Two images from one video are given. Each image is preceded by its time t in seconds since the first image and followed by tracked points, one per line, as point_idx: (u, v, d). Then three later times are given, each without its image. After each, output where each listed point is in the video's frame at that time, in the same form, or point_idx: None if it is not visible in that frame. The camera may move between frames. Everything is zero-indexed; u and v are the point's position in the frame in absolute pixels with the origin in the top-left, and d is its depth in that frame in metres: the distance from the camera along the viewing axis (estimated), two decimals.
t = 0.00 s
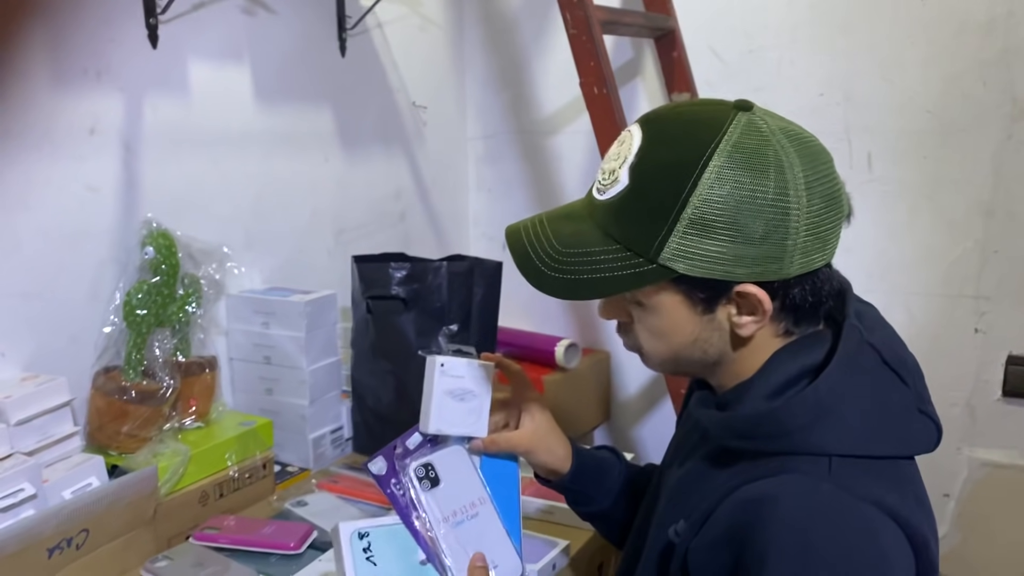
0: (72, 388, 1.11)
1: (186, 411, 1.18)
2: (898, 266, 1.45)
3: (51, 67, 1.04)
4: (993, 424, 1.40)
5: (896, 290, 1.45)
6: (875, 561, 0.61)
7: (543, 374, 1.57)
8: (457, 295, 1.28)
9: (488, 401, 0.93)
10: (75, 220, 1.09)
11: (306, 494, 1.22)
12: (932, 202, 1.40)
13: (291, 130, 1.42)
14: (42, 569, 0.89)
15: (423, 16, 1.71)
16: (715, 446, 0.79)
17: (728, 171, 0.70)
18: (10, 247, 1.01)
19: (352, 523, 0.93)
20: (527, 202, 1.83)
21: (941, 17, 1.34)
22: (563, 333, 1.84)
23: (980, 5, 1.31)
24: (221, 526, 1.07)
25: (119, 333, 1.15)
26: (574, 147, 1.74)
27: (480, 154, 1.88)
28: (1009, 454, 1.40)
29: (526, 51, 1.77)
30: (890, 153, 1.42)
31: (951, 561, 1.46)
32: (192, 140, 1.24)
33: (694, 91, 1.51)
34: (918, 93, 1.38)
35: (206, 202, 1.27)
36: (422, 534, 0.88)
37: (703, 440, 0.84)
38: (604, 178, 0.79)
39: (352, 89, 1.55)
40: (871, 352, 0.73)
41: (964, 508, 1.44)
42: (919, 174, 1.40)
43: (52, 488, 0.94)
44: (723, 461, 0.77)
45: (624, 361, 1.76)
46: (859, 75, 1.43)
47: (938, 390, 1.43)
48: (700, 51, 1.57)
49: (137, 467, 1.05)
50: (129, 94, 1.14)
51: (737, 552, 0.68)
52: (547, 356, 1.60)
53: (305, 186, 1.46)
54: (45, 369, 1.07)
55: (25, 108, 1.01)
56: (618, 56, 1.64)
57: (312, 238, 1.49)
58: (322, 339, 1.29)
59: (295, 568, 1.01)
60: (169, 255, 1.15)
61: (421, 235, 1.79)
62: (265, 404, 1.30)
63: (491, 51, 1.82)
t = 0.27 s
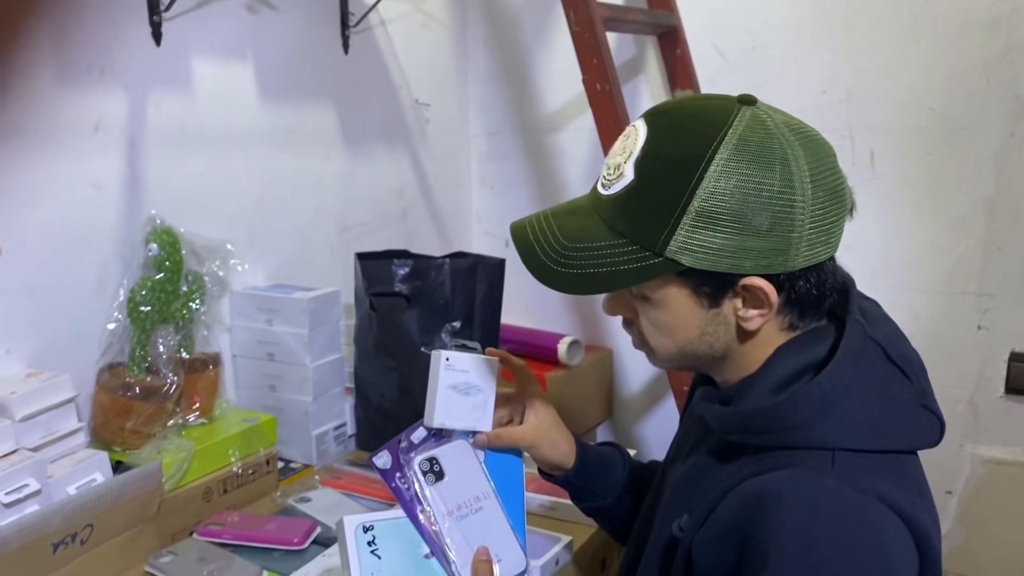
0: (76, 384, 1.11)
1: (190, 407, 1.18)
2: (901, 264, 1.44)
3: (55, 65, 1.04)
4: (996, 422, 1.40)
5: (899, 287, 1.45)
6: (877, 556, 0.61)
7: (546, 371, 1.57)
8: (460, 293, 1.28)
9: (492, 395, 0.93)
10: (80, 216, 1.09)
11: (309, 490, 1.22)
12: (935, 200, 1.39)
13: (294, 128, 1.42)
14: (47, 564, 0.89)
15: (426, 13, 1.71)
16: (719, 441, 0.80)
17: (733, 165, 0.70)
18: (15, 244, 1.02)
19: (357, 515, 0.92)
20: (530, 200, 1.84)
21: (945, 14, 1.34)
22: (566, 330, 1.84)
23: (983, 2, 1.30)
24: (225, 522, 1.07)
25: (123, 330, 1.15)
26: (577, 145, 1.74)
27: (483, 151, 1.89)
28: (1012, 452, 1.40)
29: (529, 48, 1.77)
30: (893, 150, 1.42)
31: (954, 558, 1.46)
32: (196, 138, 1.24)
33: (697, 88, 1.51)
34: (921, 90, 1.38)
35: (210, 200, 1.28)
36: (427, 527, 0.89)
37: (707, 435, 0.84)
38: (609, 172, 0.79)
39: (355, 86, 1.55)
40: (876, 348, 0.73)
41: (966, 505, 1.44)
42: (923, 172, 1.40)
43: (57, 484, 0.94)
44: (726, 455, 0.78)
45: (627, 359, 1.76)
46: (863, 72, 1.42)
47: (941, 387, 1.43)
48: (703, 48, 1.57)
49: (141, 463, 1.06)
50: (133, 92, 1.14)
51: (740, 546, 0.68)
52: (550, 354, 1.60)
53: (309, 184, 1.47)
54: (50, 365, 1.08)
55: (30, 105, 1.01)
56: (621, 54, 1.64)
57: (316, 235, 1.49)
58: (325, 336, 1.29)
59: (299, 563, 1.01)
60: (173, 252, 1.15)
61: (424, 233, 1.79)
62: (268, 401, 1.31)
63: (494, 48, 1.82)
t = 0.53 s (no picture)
0: (78, 381, 1.11)
1: (192, 404, 1.18)
2: (903, 260, 1.44)
3: (57, 61, 1.04)
4: (998, 419, 1.40)
5: (902, 284, 1.45)
6: (877, 555, 0.61)
7: (548, 368, 1.57)
8: (462, 289, 1.28)
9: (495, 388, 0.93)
10: (81, 213, 1.09)
11: (311, 487, 1.22)
12: (938, 196, 1.39)
13: (296, 125, 1.42)
14: (49, 560, 0.89)
15: (428, 10, 1.71)
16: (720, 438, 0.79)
17: (747, 147, 0.70)
18: (16, 241, 1.02)
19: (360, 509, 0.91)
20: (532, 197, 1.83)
21: (948, 10, 1.33)
22: (567, 327, 1.84)
23: None
24: (226, 518, 1.07)
25: (125, 326, 1.15)
26: (579, 142, 1.74)
27: (485, 148, 1.88)
28: (1015, 449, 1.39)
29: (530, 45, 1.77)
30: (896, 146, 1.41)
31: (956, 556, 1.45)
32: (197, 135, 1.24)
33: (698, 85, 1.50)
34: (924, 86, 1.37)
35: (212, 197, 1.28)
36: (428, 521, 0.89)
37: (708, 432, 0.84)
38: (624, 152, 0.79)
39: (356, 83, 1.55)
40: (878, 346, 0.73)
41: (968, 502, 1.44)
42: (925, 168, 1.39)
43: (58, 480, 0.94)
44: (727, 453, 0.77)
45: (629, 356, 1.76)
46: (865, 68, 1.42)
47: (943, 384, 1.43)
48: (705, 45, 1.57)
49: (142, 460, 1.06)
50: (134, 89, 1.14)
51: (740, 545, 0.68)
52: (552, 350, 1.60)
53: (310, 181, 1.47)
54: (51, 361, 1.08)
55: (31, 102, 1.01)
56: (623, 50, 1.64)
57: (317, 232, 1.49)
58: (327, 333, 1.29)
59: (300, 559, 1.01)
60: (174, 249, 1.15)
61: (426, 230, 1.79)
62: (270, 398, 1.31)
63: (496, 45, 1.82)
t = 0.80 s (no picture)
0: (78, 380, 1.11)
1: (192, 403, 1.18)
2: (905, 259, 1.44)
3: (57, 59, 1.04)
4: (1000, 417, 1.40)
5: (904, 282, 1.44)
6: (878, 560, 0.61)
7: (549, 367, 1.57)
8: (462, 288, 1.28)
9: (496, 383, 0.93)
10: (81, 212, 1.09)
11: (311, 486, 1.22)
12: (940, 194, 1.39)
13: (296, 123, 1.42)
14: (49, 559, 0.89)
15: (428, 8, 1.71)
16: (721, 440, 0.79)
17: (752, 134, 0.70)
18: (16, 240, 1.01)
19: (357, 504, 0.91)
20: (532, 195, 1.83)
21: (950, 8, 1.33)
22: (568, 326, 1.84)
23: None
24: (227, 518, 1.07)
25: (124, 325, 1.15)
26: (580, 140, 1.74)
27: (486, 147, 1.88)
28: (1016, 447, 1.39)
29: (531, 44, 1.77)
30: (898, 144, 1.41)
31: (957, 554, 1.45)
32: (197, 133, 1.24)
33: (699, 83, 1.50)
34: (926, 84, 1.37)
35: (212, 195, 1.28)
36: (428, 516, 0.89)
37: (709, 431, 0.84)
38: (639, 135, 0.80)
39: (357, 81, 1.55)
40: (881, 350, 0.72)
41: (970, 501, 1.43)
42: (927, 166, 1.39)
43: (58, 479, 0.94)
44: (727, 454, 0.77)
45: (630, 354, 1.75)
46: (867, 66, 1.42)
47: (945, 382, 1.43)
48: (706, 43, 1.57)
49: (142, 459, 1.06)
50: (134, 87, 1.14)
51: (740, 548, 0.67)
52: (553, 349, 1.60)
53: (310, 179, 1.46)
54: (51, 361, 1.07)
55: (32, 101, 1.01)
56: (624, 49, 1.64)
57: (318, 230, 1.49)
58: (327, 331, 1.29)
59: (300, 559, 1.01)
60: (174, 247, 1.15)
61: (427, 228, 1.78)
62: (270, 397, 1.31)
63: (497, 44, 1.81)
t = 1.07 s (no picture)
0: (78, 381, 1.11)
1: (192, 404, 1.18)
2: (905, 259, 1.44)
3: (56, 61, 1.04)
4: (1000, 417, 1.40)
5: (904, 282, 1.44)
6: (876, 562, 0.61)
7: (549, 367, 1.57)
8: (462, 288, 1.28)
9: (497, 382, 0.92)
10: (80, 213, 1.09)
11: (311, 486, 1.22)
12: (940, 193, 1.38)
13: (296, 124, 1.42)
14: (49, 561, 0.89)
15: (428, 9, 1.71)
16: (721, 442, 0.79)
17: (746, 134, 0.70)
18: (16, 241, 1.01)
19: (358, 501, 0.90)
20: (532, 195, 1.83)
21: (950, 7, 1.33)
22: (568, 326, 1.84)
23: None
24: (226, 519, 1.07)
25: (124, 326, 1.15)
26: (579, 140, 1.74)
27: (486, 147, 1.88)
28: (1017, 447, 1.39)
29: (531, 44, 1.76)
30: (898, 144, 1.41)
31: (958, 554, 1.45)
32: (197, 134, 1.24)
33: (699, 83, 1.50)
34: (926, 84, 1.37)
35: (212, 196, 1.28)
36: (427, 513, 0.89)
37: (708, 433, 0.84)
38: (634, 137, 0.81)
39: (356, 81, 1.55)
40: (879, 352, 0.73)
41: (970, 501, 1.43)
42: (927, 166, 1.39)
43: (58, 481, 0.94)
44: (726, 456, 0.77)
45: (630, 354, 1.75)
46: (867, 66, 1.41)
47: (945, 382, 1.43)
48: (706, 43, 1.57)
49: (142, 460, 1.05)
50: (133, 88, 1.14)
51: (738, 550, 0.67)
52: (553, 349, 1.60)
53: (310, 180, 1.46)
54: (51, 362, 1.07)
55: (31, 102, 1.01)
56: (623, 49, 1.63)
57: (317, 231, 1.49)
58: (327, 332, 1.29)
59: (300, 560, 1.01)
60: (174, 249, 1.15)
61: (426, 228, 1.78)
62: (270, 397, 1.31)
63: (496, 43, 1.81)
